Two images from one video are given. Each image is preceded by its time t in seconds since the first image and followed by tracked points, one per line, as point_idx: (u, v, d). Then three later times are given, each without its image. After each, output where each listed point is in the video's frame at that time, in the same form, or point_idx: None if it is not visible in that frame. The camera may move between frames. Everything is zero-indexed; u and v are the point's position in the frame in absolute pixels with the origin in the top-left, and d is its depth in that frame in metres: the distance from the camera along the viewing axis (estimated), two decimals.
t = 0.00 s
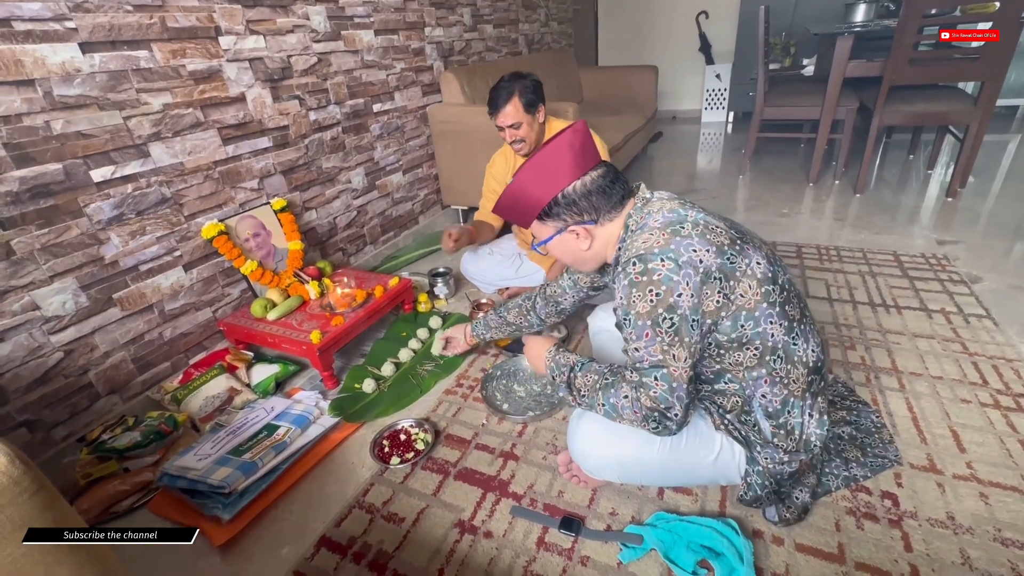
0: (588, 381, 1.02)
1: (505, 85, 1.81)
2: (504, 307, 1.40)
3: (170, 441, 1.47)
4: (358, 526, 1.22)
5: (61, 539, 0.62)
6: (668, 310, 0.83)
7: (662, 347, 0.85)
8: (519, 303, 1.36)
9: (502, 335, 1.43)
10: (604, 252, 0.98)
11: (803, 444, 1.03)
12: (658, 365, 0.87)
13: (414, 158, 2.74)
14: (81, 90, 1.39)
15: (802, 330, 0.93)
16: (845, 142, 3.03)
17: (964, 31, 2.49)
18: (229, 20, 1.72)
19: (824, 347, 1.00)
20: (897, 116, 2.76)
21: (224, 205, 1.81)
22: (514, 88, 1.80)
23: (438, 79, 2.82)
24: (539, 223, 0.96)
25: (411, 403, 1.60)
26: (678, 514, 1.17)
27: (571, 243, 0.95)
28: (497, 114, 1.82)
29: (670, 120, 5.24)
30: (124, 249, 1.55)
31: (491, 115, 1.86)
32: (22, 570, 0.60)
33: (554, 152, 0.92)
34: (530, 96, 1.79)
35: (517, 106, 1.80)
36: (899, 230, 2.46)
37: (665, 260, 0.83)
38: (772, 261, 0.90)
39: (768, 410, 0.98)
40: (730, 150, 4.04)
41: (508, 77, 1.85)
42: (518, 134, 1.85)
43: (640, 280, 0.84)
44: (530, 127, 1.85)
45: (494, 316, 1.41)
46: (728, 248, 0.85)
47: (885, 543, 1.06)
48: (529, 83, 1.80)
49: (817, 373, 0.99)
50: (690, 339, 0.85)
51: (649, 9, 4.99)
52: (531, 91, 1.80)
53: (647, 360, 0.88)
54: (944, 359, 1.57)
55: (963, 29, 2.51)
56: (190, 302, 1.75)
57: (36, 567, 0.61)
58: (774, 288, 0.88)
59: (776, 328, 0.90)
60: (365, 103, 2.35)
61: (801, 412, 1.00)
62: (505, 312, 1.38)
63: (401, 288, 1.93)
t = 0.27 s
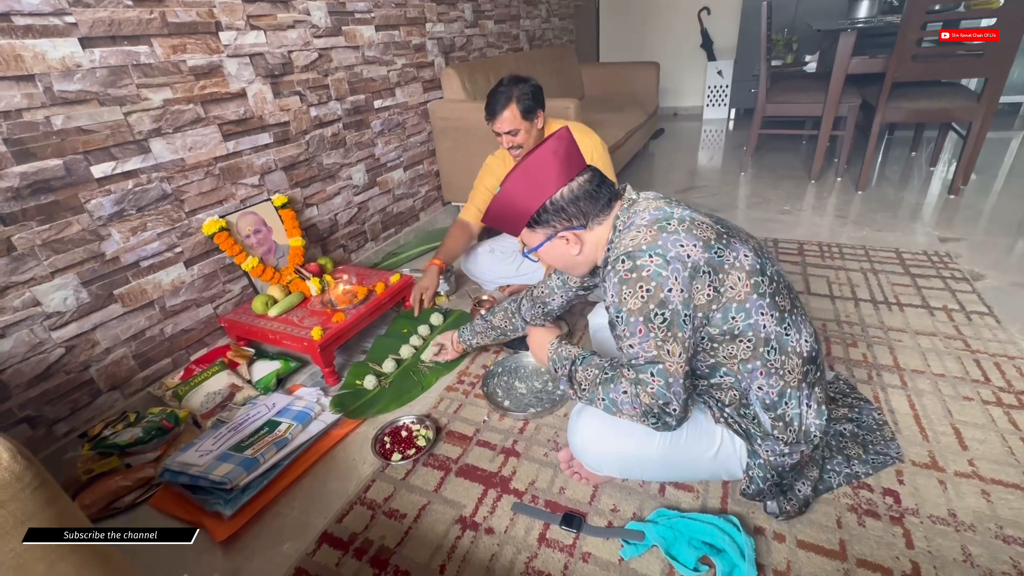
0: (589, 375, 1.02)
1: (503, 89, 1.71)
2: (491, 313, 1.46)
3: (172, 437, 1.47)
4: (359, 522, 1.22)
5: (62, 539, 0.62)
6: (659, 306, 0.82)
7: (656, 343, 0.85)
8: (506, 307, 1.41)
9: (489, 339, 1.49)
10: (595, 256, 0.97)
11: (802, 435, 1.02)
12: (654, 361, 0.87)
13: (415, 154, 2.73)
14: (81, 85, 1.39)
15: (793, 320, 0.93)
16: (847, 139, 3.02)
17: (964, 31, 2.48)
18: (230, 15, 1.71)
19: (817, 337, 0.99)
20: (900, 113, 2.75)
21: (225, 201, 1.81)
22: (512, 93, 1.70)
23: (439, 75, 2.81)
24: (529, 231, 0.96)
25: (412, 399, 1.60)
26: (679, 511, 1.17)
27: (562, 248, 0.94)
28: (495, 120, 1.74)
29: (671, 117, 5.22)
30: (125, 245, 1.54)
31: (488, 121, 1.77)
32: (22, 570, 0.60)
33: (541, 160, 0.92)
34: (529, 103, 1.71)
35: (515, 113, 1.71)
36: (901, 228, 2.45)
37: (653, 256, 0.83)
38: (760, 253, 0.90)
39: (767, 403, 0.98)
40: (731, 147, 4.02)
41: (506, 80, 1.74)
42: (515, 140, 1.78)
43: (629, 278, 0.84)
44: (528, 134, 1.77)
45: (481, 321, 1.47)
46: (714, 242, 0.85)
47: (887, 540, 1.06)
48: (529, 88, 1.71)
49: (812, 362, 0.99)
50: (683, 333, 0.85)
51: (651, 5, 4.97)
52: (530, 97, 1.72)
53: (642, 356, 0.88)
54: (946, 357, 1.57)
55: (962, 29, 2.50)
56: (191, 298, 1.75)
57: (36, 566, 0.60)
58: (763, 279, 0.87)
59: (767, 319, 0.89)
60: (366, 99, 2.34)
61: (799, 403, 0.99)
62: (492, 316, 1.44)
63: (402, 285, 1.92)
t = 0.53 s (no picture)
0: (587, 373, 1.02)
1: (500, 104, 1.69)
2: (486, 314, 1.48)
3: (171, 436, 1.47)
4: (358, 520, 1.23)
5: (62, 539, 0.62)
6: (655, 305, 0.83)
7: (652, 342, 0.85)
8: (501, 308, 1.42)
9: (485, 340, 1.51)
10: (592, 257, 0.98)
11: (800, 434, 1.02)
12: (650, 360, 0.87)
13: (415, 153, 2.73)
14: (79, 84, 1.39)
15: (791, 319, 0.93)
16: (848, 137, 3.01)
17: (963, 32, 2.46)
18: (228, 13, 1.71)
19: (814, 336, 1.00)
20: (900, 111, 2.75)
21: (224, 200, 1.81)
22: (510, 106, 1.68)
23: (439, 73, 2.80)
24: (526, 233, 0.96)
25: (411, 397, 1.60)
26: (678, 509, 1.17)
27: (559, 250, 0.94)
28: (495, 136, 1.73)
29: (671, 115, 5.21)
30: (124, 244, 1.55)
31: (486, 135, 1.76)
32: (21, 569, 0.60)
33: (537, 162, 0.92)
34: (528, 117, 1.69)
35: (514, 128, 1.71)
36: (901, 226, 2.45)
37: (649, 256, 0.83)
38: (756, 252, 0.90)
39: (764, 402, 0.98)
40: (732, 145, 4.02)
41: (502, 92, 1.71)
42: (515, 154, 1.78)
43: (625, 277, 0.85)
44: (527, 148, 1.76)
45: (477, 322, 1.49)
46: (710, 241, 0.85)
47: (884, 538, 1.06)
48: (527, 102, 1.69)
49: (810, 361, 0.99)
50: (679, 333, 0.85)
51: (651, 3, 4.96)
52: (529, 112, 1.70)
53: (638, 356, 0.88)
54: (945, 355, 1.57)
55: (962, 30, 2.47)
56: (190, 297, 1.76)
57: (36, 564, 0.61)
58: (760, 278, 0.88)
59: (764, 318, 0.89)
60: (365, 97, 2.34)
61: (796, 402, 0.99)
62: (489, 317, 1.45)
63: (401, 283, 1.92)
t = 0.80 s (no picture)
0: (587, 373, 1.02)
1: (497, 95, 1.69)
2: (487, 312, 1.48)
3: (170, 435, 1.47)
4: (357, 519, 1.23)
5: (61, 539, 0.63)
6: (655, 306, 0.83)
7: (652, 343, 0.85)
8: (501, 307, 1.42)
9: (486, 339, 1.51)
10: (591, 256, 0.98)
11: (800, 434, 1.02)
12: (650, 361, 0.87)
13: (414, 151, 2.73)
14: (76, 83, 1.38)
15: (791, 320, 0.93)
16: (847, 135, 3.01)
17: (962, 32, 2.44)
18: (226, 11, 1.70)
19: (814, 336, 0.99)
20: (900, 108, 2.75)
21: (222, 199, 1.80)
22: (506, 98, 1.68)
23: (437, 71, 2.80)
24: (524, 231, 0.96)
25: (410, 396, 1.60)
26: (676, 508, 1.17)
27: (559, 249, 0.95)
28: (490, 128, 1.73)
29: (671, 113, 5.21)
30: (122, 243, 1.54)
31: (482, 128, 1.76)
32: (17, 569, 0.59)
33: (537, 161, 0.91)
34: (523, 109, 1.69)
35: (510, 119, 1.69)
36: (901, 224, 2.45)
37: (649, 257, 0.83)
38: (757, 253, 0.90)
39: (764, 402, 0.98)
40: (731, 143, 4.01)
41: (499, 85, 1.72)
42: (512, 148, 1.77)
43: (625, 278, 0.84)
44: (523, 140, 1.75)
45: (477, 321, 1.49)
46: (711, 242, 0.85)
47: (883, 537, 1.06)
48: (524, 95, 1.70)
49: (809, 362, 0.98)
50: (680, 334, 0.85)
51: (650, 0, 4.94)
52: (525, 103, 1.69)
53: (638, 357, 0.88)
54: (944, 353, 1.57)
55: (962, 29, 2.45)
56: (189, 296, 1.75)
57: (31, 564, 0.60)
58: (760, 278, 0.87)
59: (765, 319, 0.89)
60: (364, 95, 2.33)
61: (796, 402, 0.99)
62: (489, 316, 1.45)
63: (400, 282, 1.92)
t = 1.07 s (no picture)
0: (586, 371, 1.02)
1: (499, 90, 1.69)
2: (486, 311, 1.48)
3: (169, 435, 1.47)
4: (357, 518, 1.22)
5: (61, 539, 0.63)
6: (654, 305, 0.82)
7: (652, 341, 0.85)
8: (500, 306, 1.42)
9: (485, 338, 1.51)
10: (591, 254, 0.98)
11: (799, 432, 1.02)
12: (649, 360, 0.87)
13: (413, 150, 2.72)
14: (74, 82, 1.38)
15: (791, 318, 0.93)
16: (847, 133, 3.00)
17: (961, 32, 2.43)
18: (224, 10, 1.70)
19: (814, 335, 0.99)
20: (900, 106, 2.74)
21: (221, 198, 1.80)
22: (509, 93, 1.68)
23: (436, 69, 2.79)
24: (523, 229, 0.95)
25: (410, 395, 1.60)
26: (676, 506, 1.17)
27: (558, 248, 0.94)
28: (493, 122, 1.73)
29: (670, 111, 5.20)
30: (121, 242, 1.54)
31: (485, 121, 1.75)
32: (16, 569, 0.59)
33: (537, 159, 0.91)
34: (527, 103, 1.68)
35: (513, 113, 1.69)
36: (901, 222, 2.44)
37: (648, 255, 0.83)
38: (756, 251, 0.90)
39: (763, 401, 0.98)
40: (731, 141, 4.01)
41: (502, 80, 1.71)
42: (513, 142, 1.77)
43: (624, 277, 0.84)
44: (526, 136, 1.75)
45: (476, 321, 1.48)
46: (710, 240, 0.85)
47: (883, 535, 1.06)
48: (528, 89, 1.69)
49: (809, 360, 0.98)
50: (679, 332, 0.85)
51: None
52: (529, 97, 1.69)
53: (637, 355, 0.88)
54: (944, 351, 1.57)
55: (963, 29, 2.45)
56: (188, 296, 1.75)
57: (30, 565, 0.60)
58: (760, 277, 0.87)
59: (764, 317, 0.89)
60: (363, 94, 2.33)
61: (796, 400, 0.99)
62: (487, 316, 1.45)
63: (399, 281, 1.92)
